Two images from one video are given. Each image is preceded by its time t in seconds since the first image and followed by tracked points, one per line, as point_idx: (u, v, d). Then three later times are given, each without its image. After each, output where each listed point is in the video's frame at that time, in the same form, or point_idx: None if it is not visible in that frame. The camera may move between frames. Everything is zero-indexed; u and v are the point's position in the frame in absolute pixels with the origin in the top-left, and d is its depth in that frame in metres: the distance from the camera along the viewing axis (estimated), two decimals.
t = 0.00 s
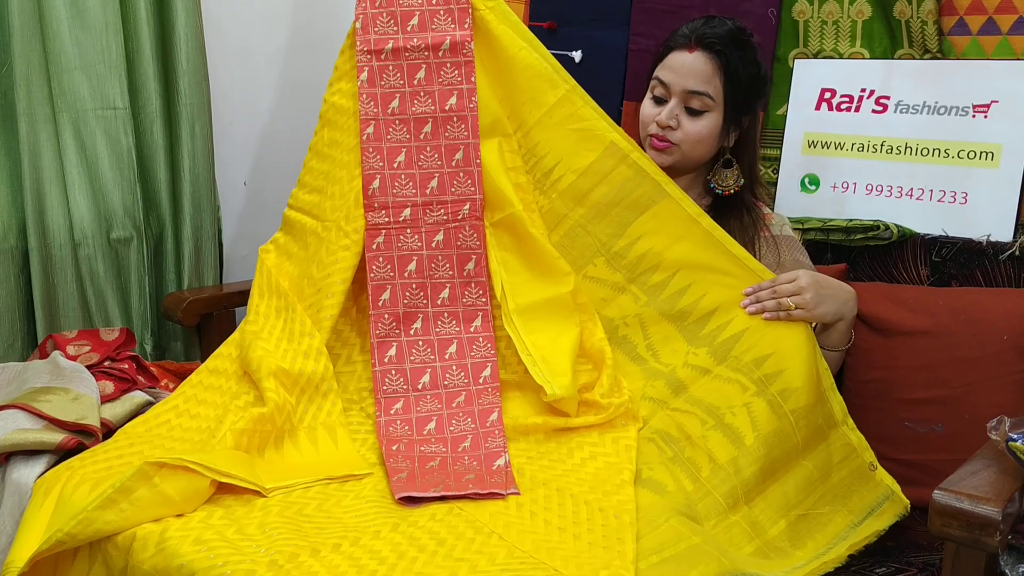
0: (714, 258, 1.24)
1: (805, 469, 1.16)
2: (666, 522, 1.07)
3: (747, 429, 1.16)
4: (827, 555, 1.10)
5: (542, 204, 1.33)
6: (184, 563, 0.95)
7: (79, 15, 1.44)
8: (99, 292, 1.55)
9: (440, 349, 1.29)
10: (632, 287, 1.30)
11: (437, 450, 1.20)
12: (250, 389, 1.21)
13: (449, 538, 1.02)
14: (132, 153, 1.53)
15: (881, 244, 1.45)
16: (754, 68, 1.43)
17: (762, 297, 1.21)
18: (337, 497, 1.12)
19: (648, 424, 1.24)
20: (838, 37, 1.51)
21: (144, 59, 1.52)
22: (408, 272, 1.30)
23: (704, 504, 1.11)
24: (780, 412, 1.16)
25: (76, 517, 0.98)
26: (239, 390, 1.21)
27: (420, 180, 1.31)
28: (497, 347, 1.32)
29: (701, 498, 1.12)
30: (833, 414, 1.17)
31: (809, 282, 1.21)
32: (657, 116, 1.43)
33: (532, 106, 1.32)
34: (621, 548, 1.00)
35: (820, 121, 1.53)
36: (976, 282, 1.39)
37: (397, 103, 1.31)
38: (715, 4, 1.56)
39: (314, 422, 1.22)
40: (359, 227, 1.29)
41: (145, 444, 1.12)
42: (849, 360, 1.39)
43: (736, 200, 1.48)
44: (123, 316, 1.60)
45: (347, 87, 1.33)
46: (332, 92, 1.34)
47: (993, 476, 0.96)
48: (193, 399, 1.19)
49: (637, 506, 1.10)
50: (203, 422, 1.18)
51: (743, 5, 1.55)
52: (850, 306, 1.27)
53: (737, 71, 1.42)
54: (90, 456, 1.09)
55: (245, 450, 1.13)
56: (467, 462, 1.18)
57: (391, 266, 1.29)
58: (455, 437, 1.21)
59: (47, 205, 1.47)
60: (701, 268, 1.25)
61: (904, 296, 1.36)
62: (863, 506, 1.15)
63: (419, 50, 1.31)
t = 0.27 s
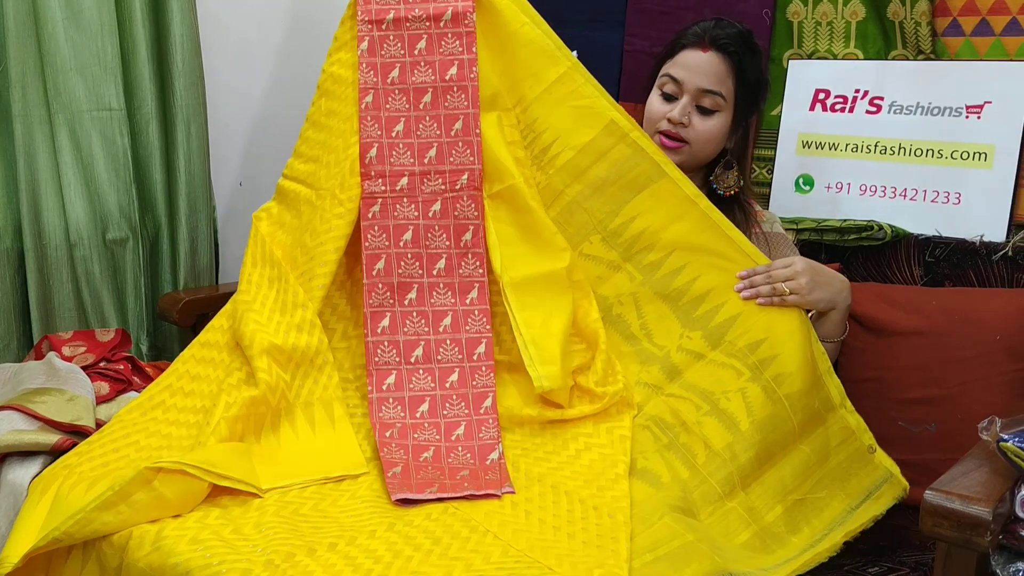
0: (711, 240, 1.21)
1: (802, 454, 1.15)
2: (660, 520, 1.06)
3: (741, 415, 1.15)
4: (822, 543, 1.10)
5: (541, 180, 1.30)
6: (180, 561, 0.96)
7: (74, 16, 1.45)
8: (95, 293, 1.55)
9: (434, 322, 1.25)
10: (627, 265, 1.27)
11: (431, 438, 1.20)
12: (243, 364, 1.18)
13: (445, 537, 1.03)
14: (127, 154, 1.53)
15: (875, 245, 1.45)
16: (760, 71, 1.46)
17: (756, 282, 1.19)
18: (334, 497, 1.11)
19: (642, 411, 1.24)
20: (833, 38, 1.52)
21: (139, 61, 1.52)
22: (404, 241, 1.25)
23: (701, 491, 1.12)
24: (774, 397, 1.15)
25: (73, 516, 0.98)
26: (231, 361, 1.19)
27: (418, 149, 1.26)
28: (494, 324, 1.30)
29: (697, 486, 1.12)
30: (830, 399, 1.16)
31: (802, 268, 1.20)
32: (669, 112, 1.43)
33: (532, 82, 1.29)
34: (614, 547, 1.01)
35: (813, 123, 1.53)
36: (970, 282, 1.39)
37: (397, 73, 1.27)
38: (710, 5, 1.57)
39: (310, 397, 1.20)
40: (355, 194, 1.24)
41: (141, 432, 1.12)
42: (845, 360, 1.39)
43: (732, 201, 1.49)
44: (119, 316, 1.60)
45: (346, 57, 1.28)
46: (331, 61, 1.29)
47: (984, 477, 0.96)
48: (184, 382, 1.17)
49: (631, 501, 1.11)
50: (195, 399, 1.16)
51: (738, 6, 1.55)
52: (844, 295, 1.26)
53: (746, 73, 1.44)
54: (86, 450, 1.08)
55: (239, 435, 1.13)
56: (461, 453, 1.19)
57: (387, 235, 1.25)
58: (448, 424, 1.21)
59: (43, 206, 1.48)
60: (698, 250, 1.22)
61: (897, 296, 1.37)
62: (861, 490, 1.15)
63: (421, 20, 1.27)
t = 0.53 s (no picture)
0: (704, 219, 1.20)
1: (800, 432, 1.12)
2: (653, 513, 1.06)
3: (737, 393, 1.13)
4: (819, 522, 1.07)
5: (533, 160, 1.30)
6: (176, 556, 0.96)
7: (69, 15, 1.45)
8: (90, 292, 1.56)
9: (424, 299, 1.26)
10: (621, 246, 1.26)
11: (422, 417, 1.20)
12: (233, 343, 1.17)
13: (440, 532, 1.03)
14: (122, 153, 1.53)
15: (869, 243, 1.46)
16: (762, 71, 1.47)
17: (749, 262, 1.17)
18: (328, 492, 1.12)
19: (637, 387, 1.23)
20: (826, 37, 1.52)
21: (133, 59, 1.52)
22: (394, 218, 1.25)
23: (696, 469, 1.11)
24: (769, 374, 1.13)
25: (70, 514, 0.99)
26: (220, 339, 1.18)
27: (410, 128, 1.27)
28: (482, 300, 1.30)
29: (694, 463, 1.12)
30: (826, 376, 1.12)
31: (796, 247, 1.18)
32: (676, 110, 1.42)
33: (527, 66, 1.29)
34: (609, 543, 1.01)
35: (808, 121, 1.54)
36: (963, 279, 1.39)
37: (390, 52, 1.28)
38: (704, 4, 1.57)
39: (301, 376, 1.20)
40: (346, 170, 1.24)
41: (134, 418, 1.11)
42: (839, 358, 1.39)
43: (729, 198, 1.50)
44: (114, 316, 1.59)
45: (340, 36, 1.29)
46: (324, 40, 1.30)
47: (976, 473, 0.96)
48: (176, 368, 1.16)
49: (626, 489, 1.11)
50: (186, 379, 1.16)
51: (733, 5, 1.55)
52: (840, 274, 1.21)
53: (750, 75, 1.45)
54: (80, 441, 1.08)
55: (232, 419, 1.13)
56: (453, 432, 1.19)
57: (377, 211, 1.25)
58: (439, 401, 1.21)
59: (38, 204, 1.49)
60: (691, 230, 1.21)
61: (891, 294, 1.37)
62: (860, 466, 1.10)
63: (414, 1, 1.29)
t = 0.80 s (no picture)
0: (703, 206, 1.20)
1: (802, 415, 1.14)
2: (653, 504, 1.05)
3: (738, 380, 1.14)
4: (820, 510, 1.08)
5: (532, 151, 1.30)
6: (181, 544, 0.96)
7: (64, 11, 1.45)
8: (87, 288, 1.56)
9: (425, 292, 1.26)
10: (620, 235, 1.26)
11: (424, 409, 1.20)
12: (238, 338, 1.17)
13: (442, 523, 1.03)
14: (119, 150, 1.52)
15: (865, 238, 1.46)
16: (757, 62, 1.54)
17: (748, 249, 1.18)
18: (332, 482, 1.12)
19: (638, 376, 1.23)
20: (823, 32, 1.52)
21: (130, 56, 1.52)
22: (395, 213, 1.26)
23: (698, 458, 1.11)
24: (770, 360, 1.14)
25: (79, 497, 0.99)
26: (226, 335, 1.18)
27: (409, 122, 1.27)
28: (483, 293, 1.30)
29: (695, 452, 1.12)
30: (831, 360, 1.14)
31: (795, 232, 1.18)
32: (677, 100, 1.50)
33: (524, 58, 1.29)
34: (610, 533, 1.00)
35: (804, 116, 1.54)
36: (960, 275, 1.39)
37: (387, 47, 1.28)
38: None
39: (305, 371, 1.21)
40: (346, 166, 1.24)
41: (140, 412, 1.12)
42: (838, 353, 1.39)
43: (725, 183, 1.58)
44: (111, 312, 1.60)
45: (337, 33, 1.29)
46: (321, 38, 1.29)
47: (973, 467, 0.96)
48: (182, 362, 1.17)
49: (627, 478, 1.11)
50: (194, 374, 1.16)
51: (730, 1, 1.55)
52: (841, 259, 1.22)
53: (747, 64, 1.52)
54: (86, 434, 1.09)
55: (238, 412, 1.13)
56: (455, 424, 1.19)
57: (378, 206, 1.25)
58: (441, 393, 1.22)
59: (34, 201, 1.48)
60: (690, 217, 1.22)
61: (888, 289, 1.37)
62: (864, 450, 1.12)
63: None
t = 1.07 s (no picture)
0: (707, 209, 1.20)
1: (802, 418, 1.14)
2: (656, 499, 1.05)
3: (739, 384, 1.13)
4: (820, 512, 1.09)
5: (536, 152, 1.29)
6: (187, 535, 0.96)
7: (62, 7, 1.44)
8: (85, 286, 1.55)
9: (429, 294, 1.25)
10: (624, 237, 1.26)
11: (428, 411, 1.20)
12: (244, 339, 1.18)
13: (445, 515, 1.03)
14: (116, 146, 1.52)
15: (864, 233, 1.45)
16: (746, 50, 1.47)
17: (753, 250, 1.17)
18: (335, 477, 1.12)
19: (641, 380, 1.22)
20: (821, 27, 1.53)
21: (126, 52, 1.51)
22: (399, 215, 1.25)
23: (699, 462, 1.11)
24: (772, 364, 1.13)
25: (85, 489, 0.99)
26: (231, 336, 1.18)
27: (412, 123, 1.26)
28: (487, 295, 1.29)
29: (696, 456, 1.11)
30: (832, 362, 1.13)
31: (800, 231, 1.18)
32: (670, 93, 1.42)
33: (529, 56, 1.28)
34: (611, 525, 1.00)
35: (803, 110, 1.54)
36: (959, 268, 1.39)
37: (391, 47, 1.27)
38: None
39: (309, 374, 1.20)
40: (351, 167, 1.24)
41: (147, 411, 1.12)
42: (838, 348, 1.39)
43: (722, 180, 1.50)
44: (109, 310, 1.59)
45: (341, 31, 1.28)
46: (325, 36, 1.29)
47: (972, 460, 0.97)
48: (188, 363, 1.16)
49: (629, 479, 1.09)
50: (199, 373, 1.16)
51: None
52: (844, 257, 1.21)
53: (737, 53, 1.45)
54: (93, 432, 1.09)
55: (242, 412, 1.13)
56: (459, 426, 1.18)
57: (382, 208, 1.25)
58: (444, 395, 1.21)
59: (31, 198, 1.48)
60: (693, 220, 1.21)
61: (887, 283, 1.37)
62: (863, 453, 1.12)
63: None
